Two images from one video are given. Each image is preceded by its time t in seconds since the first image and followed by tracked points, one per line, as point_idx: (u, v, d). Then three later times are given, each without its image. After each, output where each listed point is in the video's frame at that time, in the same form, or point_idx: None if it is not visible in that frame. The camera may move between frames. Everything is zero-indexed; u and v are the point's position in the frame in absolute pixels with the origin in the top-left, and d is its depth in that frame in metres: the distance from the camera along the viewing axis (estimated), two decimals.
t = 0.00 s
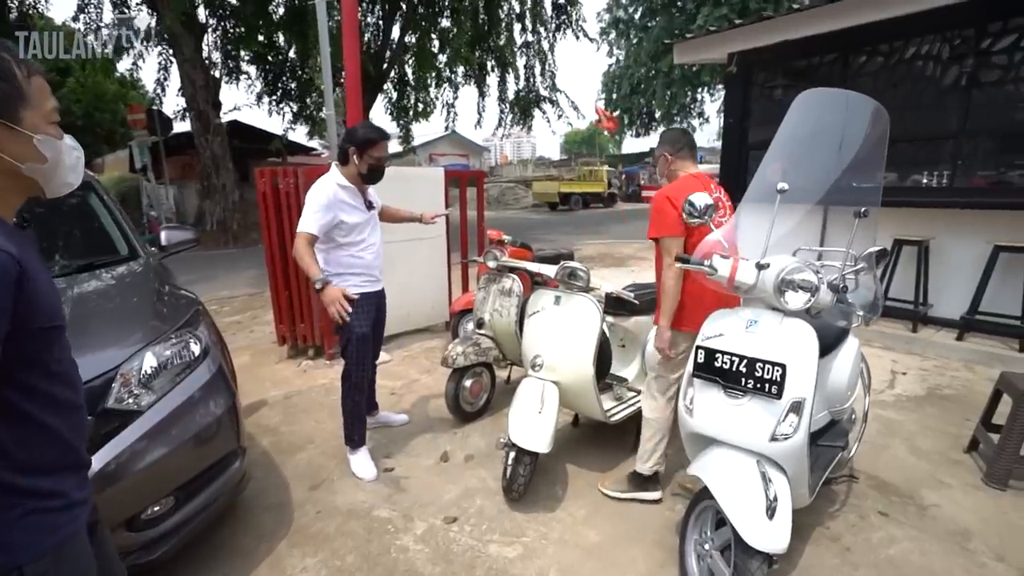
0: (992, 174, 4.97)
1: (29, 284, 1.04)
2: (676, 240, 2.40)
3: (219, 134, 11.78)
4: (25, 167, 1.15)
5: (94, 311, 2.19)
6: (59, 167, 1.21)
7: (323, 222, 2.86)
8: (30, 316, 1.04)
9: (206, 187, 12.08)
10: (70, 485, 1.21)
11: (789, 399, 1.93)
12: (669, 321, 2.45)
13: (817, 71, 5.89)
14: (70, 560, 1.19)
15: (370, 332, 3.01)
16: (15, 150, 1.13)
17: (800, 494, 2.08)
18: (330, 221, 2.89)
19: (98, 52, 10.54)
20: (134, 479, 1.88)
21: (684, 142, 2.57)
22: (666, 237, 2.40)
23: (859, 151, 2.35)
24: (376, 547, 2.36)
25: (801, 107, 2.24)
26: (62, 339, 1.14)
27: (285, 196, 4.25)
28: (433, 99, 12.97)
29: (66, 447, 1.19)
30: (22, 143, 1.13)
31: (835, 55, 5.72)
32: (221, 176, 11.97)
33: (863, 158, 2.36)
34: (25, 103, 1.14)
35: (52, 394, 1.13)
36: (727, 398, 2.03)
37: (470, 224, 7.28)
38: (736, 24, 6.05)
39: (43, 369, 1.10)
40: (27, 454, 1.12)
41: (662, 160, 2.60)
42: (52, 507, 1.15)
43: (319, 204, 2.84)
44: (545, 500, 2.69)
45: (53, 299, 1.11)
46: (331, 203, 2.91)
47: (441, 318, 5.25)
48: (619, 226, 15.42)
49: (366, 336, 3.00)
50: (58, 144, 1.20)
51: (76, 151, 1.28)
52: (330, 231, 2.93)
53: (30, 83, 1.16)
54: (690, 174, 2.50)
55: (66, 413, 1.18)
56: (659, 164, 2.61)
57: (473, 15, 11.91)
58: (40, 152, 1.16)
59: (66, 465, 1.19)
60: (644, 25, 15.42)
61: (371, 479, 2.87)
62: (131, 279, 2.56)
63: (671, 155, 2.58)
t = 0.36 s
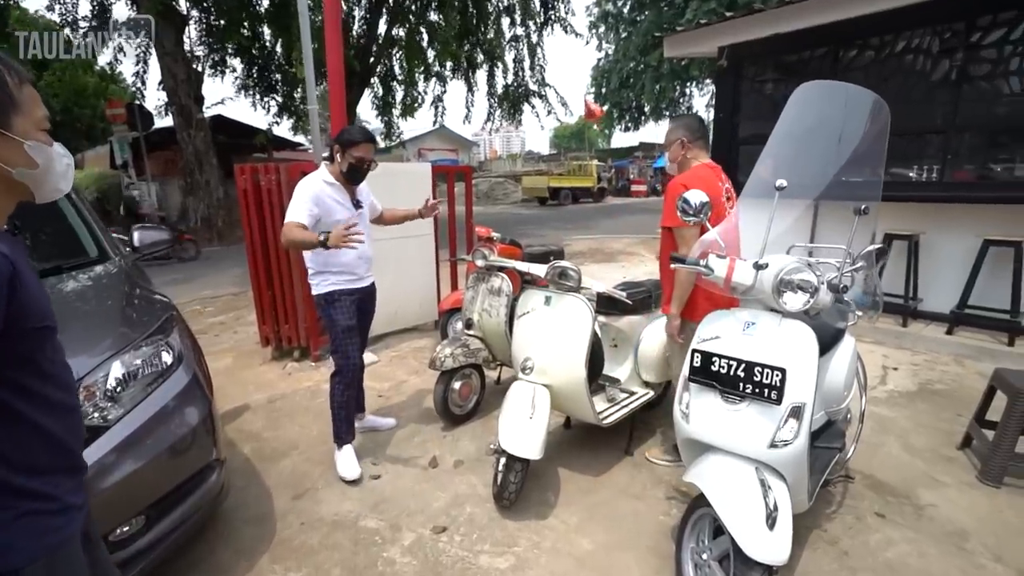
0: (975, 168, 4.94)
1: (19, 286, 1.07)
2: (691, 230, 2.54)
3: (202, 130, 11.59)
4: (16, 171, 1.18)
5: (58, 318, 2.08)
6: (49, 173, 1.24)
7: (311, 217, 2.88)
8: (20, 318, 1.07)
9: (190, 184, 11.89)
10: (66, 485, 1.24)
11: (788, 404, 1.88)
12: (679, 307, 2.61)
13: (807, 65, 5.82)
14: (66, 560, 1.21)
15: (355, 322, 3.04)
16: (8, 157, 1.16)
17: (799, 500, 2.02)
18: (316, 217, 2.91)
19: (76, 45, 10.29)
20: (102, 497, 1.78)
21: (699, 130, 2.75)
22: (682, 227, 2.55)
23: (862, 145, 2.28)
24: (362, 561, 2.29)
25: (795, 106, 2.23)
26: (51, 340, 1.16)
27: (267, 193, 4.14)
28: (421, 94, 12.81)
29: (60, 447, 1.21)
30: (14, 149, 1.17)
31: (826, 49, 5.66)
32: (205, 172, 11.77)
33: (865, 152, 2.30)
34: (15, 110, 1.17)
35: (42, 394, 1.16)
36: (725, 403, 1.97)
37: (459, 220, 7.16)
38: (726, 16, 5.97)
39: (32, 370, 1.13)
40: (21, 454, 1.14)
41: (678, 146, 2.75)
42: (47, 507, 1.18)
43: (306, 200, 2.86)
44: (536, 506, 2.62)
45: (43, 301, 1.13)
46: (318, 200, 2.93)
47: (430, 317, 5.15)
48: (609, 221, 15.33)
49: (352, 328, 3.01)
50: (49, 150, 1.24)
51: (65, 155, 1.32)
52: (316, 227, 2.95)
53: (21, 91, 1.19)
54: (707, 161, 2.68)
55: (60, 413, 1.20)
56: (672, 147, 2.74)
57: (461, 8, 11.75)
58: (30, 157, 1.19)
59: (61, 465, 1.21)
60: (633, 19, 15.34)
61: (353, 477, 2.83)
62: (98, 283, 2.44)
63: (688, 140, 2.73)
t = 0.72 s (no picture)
0: (959, 174, 4.96)
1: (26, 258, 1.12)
2: (690, 245, 2.50)
3: (182, 129, 11.37)
4: (10, 165, 1.24)
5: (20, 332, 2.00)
6: (40, 169, 1.30)
7: (294, 217, 2.81)
8: (29, 288, 1.12)
9: (169, 184, 11.66)
10: (77, 453, 1.27)
11: (790, 417, 1.85)
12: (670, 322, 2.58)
13: (795, 69, 5.79)
14: (80, 527, 1.24)
15: (341, 329, 2.98)
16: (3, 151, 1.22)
17: (799, 516, 1.98)
18: (301, 215, 2.83)
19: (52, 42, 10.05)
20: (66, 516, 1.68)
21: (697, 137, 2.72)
22: (681, 242, 2.51)
23: (863, 148, 2.25)
24: None
25: (795, 110, 2.20)
26: (57, 313, 1.21)
27: (247, 194, 4.03)
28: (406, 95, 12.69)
29: (69, 415, 1.24)
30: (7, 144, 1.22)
31: (813, 54, 5.64)
32: (185, 172, 11.54)
33: (866, 156, 2.27)
34: (6, 108, 1.22)
35: (49, 364, 1.19)
36: (725, 417, 1.94)
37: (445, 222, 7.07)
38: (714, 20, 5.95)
39: (40, 339, 1.17)
40: (34, 420, 1.18)
41: (677, 150, 2.69)
42: (62, 472, 1.21)
43: (291, 199, 2.78)
44: (526, 520, 2.54)
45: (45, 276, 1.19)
46: (303, 198, 2.84)
47: (415, 320, 5.05)
48: (595, 223, 15.27)
49: (337, 335, 2.96)
50: (40, 146, 1.29)
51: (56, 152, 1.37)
52: (301, 226, 2.87)
53: (14, 93, 1.25)
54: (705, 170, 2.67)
55: (67, 384, 1.25)
56: (671, 152, 2.69)
57: (447, 9, 11.67)
58: (22, 151, 1.25)
59: (70, 434, 1.25)
60: (619, 23, 15.34)
61: (344, 482, 2.85)
62: (62, 288, 2.33)
63: (687, 147, 2.69)
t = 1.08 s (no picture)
0: (946, 175, 4.94)
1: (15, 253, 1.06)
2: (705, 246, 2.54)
3: (168, 132, 11.22)
4: None
5: None
6: (31, 176, 1.24)
7: (290, 221, 2.73)
8: (15, 284, 1.05)
9: (155, 187, 11.47)
10: (64, 460, 1.20)
11: (798, 426, 1.83)
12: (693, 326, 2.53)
13: (786, 70, 5.75)
14: (69, 536, 1.16)
15: (334, 336, 2.89)
16: None
17: (807, 526, 1.95)
18: (296, 219, 2.75)
19: (34, 44, 9.89)
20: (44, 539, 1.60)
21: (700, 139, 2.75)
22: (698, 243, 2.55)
23: (869, 148, 2.21)
24: None
25: (793, 114, 2.21)
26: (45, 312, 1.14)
27: (235, 198, 3.95)
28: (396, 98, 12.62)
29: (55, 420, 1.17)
30: None
31: (804, 56, 5.61)
32: (171, 176, 11.39)
33: (872, 157, 2.22)
34: None
35: (37, 365, 1.13)
36: (731, 426, 1.92)
37: (437, 225, 7.00)
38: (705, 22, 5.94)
39: (27, 338, 1.10)
40: (19, 424, 1.11)
41: (684, 153, 2.72)
42: (49, 477, 1.14)
43: (286, 203, 2.70)
44: (524, 531, 2.48)
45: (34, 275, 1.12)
46: (298, 202, 2.76)
47: (407, 325, 4.97)
48: (586, 225, 15.25)
49: (329, 341, 2.87)
50: (33, 154, 1.23)
51: (51, 162, 1.30)
52: (295, 230, 2.79)
53: (10, 102, 1.16)
54: (711, 172, 2.70)
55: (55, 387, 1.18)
56: (678, 155, 2.73)
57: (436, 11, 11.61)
58: (12, 158, 1.19)
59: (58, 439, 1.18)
60: (608, 26, 15.35)
61: (336, 494, 2.76)
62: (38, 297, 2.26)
63: (694, 147, 2.72)
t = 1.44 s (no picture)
0: (983, 174, 4.82)
1: (35, 261, 1.04)
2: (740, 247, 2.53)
3: (193, 132, 11.39)
4: (30, 175, 1.18)
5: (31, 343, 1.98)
6: (64, 181, 1.24)
7: (315, 220, 2.74)
8: (35, 292, 1.04)
9: (181, 186, 11.67)
10: (87, 465, 1.21)
11: (831, 434, 1.79)
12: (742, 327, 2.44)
13: (815, 67, 5.66)
14: (88, 541, 1.18)
15: (357, 335, 2.90)
16: (25, 161, 1.16)
17: (838, 536, 1.92)
18: (322, 219, 2.76)
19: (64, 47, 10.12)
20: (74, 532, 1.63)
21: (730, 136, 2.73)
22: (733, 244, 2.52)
23: (902, 148, 2.18)
24: None
25: (829, 111, 2.12)
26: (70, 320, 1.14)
27: (259, 197, 3.99)
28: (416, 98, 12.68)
29: (76, 427, 1.17)
30: (30, 152, 1.17)
31: (833, 52, 5.51)
32: (197, 175, 11.57)
33: (904, 155, 2.21)
34: (37, 119, 1.17)
35: (61, 372, 1.13)
36: (760, 433, 1.89)
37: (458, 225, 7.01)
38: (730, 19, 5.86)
39: (50, 348, 1.10)
40: (37, 431, 1.11)
41: (717, 152, 2.69)
42: (68, 484, 1.15)
43: (312, 202, 2.71)
44: (544, 533, 2.46)
45: (60, 281, 1.11)
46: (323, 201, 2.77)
47: (427, 324, 4.98)
48: (606, 225, 15.15)
49: (352, 341, 2.88)
50: (67, 158, 1.24)
51: (86, 166, 1.32)
52: (321, 229, 2.79)
53: (48, 105, 1.20)
54: (743, 173, 2.70)
55: (79, 394, 1.18)
56: (710, 153, 2.69)
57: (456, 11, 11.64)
58: (45, 163, 1.19)
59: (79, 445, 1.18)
60: (628, 23, 15.27)
61: (357, 493, 2.77)
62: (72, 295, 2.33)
63: (726, 147, 2.70)
